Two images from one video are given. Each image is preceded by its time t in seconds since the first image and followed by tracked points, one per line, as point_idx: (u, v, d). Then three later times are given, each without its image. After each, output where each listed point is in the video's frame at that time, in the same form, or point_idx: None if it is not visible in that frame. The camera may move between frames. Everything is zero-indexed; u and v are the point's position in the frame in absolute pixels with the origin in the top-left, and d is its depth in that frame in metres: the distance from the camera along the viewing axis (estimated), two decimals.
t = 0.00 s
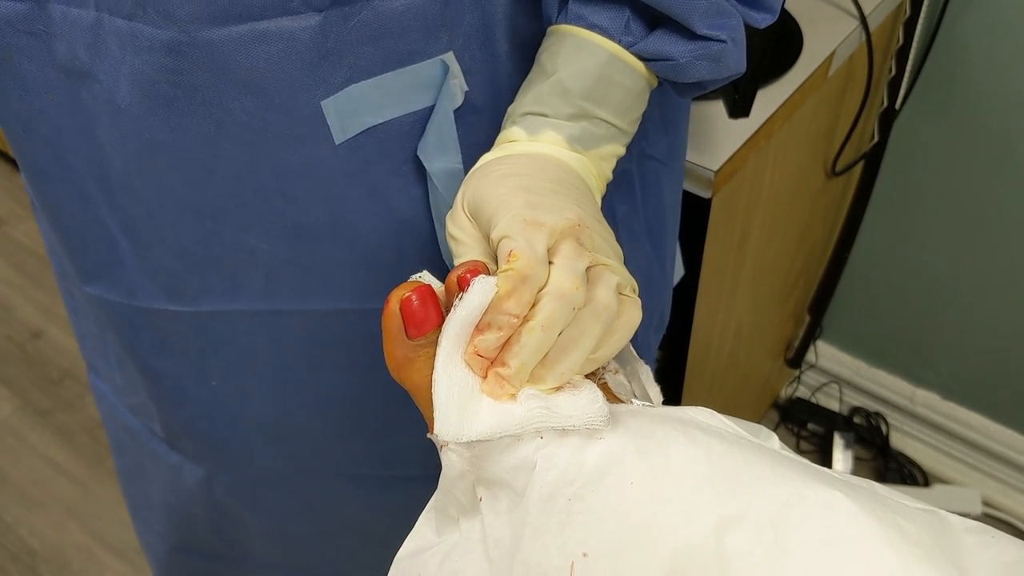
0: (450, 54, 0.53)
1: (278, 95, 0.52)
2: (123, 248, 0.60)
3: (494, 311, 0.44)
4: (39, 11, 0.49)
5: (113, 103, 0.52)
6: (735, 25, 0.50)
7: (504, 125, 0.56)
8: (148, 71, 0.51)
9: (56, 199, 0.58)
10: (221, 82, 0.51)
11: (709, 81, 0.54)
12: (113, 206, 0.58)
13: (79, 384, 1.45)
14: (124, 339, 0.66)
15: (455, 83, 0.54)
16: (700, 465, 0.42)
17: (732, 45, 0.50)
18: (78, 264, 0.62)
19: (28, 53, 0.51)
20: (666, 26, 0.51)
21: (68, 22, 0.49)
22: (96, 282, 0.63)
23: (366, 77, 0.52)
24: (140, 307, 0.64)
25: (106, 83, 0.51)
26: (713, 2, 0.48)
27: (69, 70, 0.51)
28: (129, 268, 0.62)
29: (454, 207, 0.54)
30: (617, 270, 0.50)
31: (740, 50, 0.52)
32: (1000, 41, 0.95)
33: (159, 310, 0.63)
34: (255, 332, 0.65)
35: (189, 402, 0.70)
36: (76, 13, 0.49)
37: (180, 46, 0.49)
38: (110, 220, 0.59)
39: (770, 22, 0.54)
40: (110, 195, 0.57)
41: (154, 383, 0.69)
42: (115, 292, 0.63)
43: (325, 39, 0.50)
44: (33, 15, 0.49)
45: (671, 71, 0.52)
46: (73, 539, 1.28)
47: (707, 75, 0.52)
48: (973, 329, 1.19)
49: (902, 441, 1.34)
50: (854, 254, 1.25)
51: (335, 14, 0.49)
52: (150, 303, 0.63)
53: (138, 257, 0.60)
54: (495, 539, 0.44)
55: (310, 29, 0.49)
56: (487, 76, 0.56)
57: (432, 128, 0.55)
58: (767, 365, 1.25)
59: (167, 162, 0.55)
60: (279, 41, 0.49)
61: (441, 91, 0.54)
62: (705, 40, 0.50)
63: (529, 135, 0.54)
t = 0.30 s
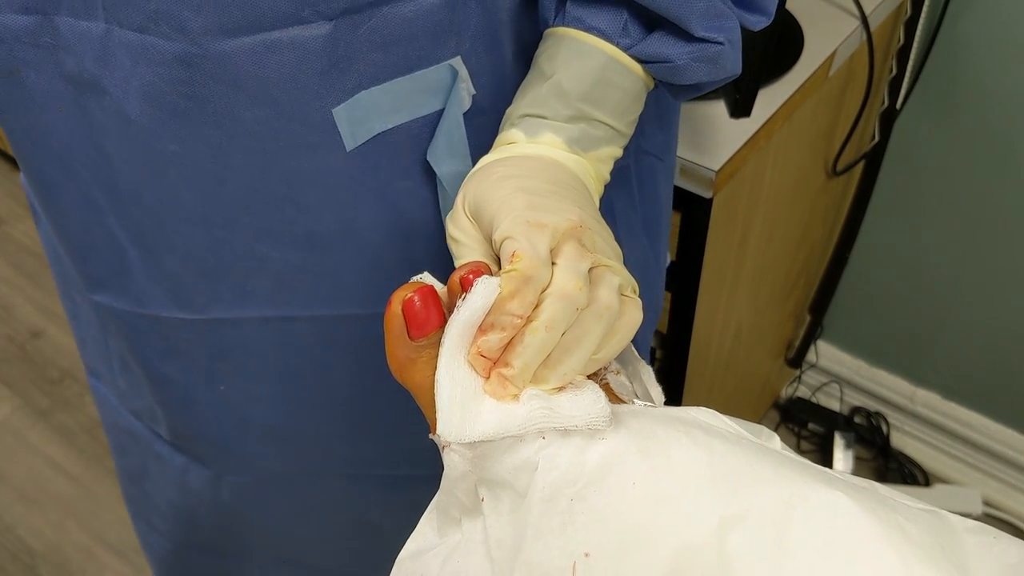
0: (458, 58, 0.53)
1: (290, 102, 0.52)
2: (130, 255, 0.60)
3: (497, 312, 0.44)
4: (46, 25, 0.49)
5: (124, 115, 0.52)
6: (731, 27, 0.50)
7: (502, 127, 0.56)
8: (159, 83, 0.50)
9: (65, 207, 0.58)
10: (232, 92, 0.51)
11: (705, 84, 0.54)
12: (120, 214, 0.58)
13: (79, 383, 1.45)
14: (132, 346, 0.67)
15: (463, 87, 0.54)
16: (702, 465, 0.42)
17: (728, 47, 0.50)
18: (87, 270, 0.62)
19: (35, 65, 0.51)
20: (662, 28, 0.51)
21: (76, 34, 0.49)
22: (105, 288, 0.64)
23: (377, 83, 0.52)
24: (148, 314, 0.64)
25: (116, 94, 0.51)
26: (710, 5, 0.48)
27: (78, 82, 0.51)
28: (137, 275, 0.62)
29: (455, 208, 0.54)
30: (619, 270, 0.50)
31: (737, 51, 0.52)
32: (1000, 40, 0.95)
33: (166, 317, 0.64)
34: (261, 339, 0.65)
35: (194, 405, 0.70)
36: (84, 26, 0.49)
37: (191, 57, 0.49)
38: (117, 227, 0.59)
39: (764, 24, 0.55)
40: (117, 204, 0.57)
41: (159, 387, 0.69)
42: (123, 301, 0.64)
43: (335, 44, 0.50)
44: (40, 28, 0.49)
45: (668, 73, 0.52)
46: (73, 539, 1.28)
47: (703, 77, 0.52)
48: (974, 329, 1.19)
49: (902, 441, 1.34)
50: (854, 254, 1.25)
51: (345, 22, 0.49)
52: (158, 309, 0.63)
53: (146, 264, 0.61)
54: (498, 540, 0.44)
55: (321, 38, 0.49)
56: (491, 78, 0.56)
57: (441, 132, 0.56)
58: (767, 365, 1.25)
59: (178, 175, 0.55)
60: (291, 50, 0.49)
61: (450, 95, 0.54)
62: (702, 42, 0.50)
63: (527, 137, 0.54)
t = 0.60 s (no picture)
0: (463, 59, 0.54)
1: (299, 109, 0.52)
2: (134, 263, 0.60)
3: (493, 309, 0.44)
4: (47, 34, 0.48)
5: (128, 124, 0.52)
6: (727, 25, 0.50)
7: (497, 125, 0.56)
8: (166, 91, 0.50)
9: (63, 217, 0.58)
10: (240, 99, 0.51)
11: (700, 82, 0.54)
12: (124, 223, 0.57)
13: (77, 383, 1.45)
14: (136, 353, 0.66)
15: (468, 88, 0.55)
16: (700, 464, 0.42)
17: (723, 45, 0.50)
18: (86, 279, 0.62)
19: (36, 76, 0.50)
20: (657, 26, 0.51)
21: (78, 43, 0.48)
22: (107, 297, 0.63)
23: (384, 86, 0.52)
24: (152, 321, 0.63)
25: (121, 103, 0.51)
26: (706, 3, 0.48)
27: (80, 91, 0.50)
28: (141, 283, 0.61)
29: (451, 206, 0.54)
30: (616, 268, 0.50)
31: (731, 50, 0.52)
32: (1000, 38, 0.95)
33: (171, 323, 0.63)
34: (263, 341, 0.64)
35: (193, 409, 0.69)
36: (87, 35, 0.48)
37: (199, 65, 0.49)
38: (119, 235, 0.58)
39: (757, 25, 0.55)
40: (119, 211, 0.57)
41: (159, 391, 0.68)
42: (127, 308, 0.63)
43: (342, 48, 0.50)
44: (41, 37, 0.48)
45: (663, 72, 0.52)
46: (71, 538, 1.28)
47: (698, 75, 0.52)
48: (976, 327, 1.18)
49: (901, 440, 1.34)
50: (853, 253, 1.25)
51: (352, 26, 0.49)
52: (162, 316, 0.63)
53: (150, 272, 0.60)
54: (494, 539, 0.44)
55: (328, 42, 0.49)
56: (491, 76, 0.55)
57: (447, 132, 0.56)
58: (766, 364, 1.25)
59: (183, 182, 0.54)
60: (298, 56, 0.49)
61: (455, 96, 0.55)
62: (697, 40, 0.50)
63: (523, 135, 0.54)
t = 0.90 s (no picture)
0: (476, 70, 0.55)
1: (321, 125, 0.52)
2: (149, 280, 0.59)
3: (492, 317, 0.43)
4: (67, 53, 0.48)
5: (146, 141, 0.51)
6: (716, 36, 0.52)
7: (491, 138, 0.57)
8: (188, 110, 0.50)
9: (74, 236, 0.57)
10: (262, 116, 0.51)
11: (689, 92, 0.55)
12: (140, 240, 0.57)
13: (77, 383, 1.45)
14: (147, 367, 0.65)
15: (481, 98, 0.57)
16: (699, 471, 0.42)
17: (713, 56, 0.52)
18: (96, 297, 0.61)
19: (55, 93, 0.49)
20: (647, 37, 0.53)
21: (97, 60, 0.48)
22: (118, 316, 0.62)
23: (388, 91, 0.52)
24: (166, 337, 0.62)
25: (139, 120, 0.50)
26: (696, 13, 0.50)
27: (98, 110, 0.50)
28: (155, 299, 0.61)
29: (448, 213, 0.54)
30: (614, 275, 0.50)
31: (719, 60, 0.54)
32: (1000, 39, 0.95)
33: (184, 339, 0.62)
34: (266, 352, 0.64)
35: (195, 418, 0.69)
36: (108, 53, 0.48)
37: (223, 84, 0.49)
38: (132, 252, 0.58)
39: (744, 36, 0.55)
40: (134, 228, 0.56)
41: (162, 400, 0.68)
42: (139, 325, 0.62)
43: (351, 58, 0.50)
44: (59, 56, 0.48)
45: (653, 81, 0.54)
46: (71, 539, 1.28)
47: (688, 85, 0.54)
48: (975, 328, 1.18)
49: (901, 441, 1.33)
50: (853, 254, 1.25)
51: (369, 40, 0.50)
52: (176, 332, 0.62)
53: (165, 289, 0.60)
54: (493, 546, 0.44)
55: (345, 57, 0.50)
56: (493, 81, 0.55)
57: (461, 140, 0.58)
58: (765, 365, 1.25)
59: (201, 198, 0.54)
60: (317, 73, 0.50)
61: (467, 106, 0.57)
62: (687, 50, 0.52)
63: (518, 146, 0.55)
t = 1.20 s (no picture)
0: (503, 76, 0.58)
1: (368, 138, 0.53)
2: (183, 300, 0.60)
3: (507, 318, 0.44)
4: (110, 76, 0.49)
5: (188, 159, 0.52)
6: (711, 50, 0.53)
7: (490, 151, 0.57)
8: (237, 130, 0.51)
9: (106, 258, 0.57)
10: (306, 132, 0.51)
11: (679, 105, 0.57)
12: (178, 258, 0.57)
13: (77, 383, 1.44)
14: (167, 383, 0.65)
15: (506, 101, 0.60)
16: (711, 475, 0.42)
17: (708, 69, 0.53)
18: (124, 319, 0.62)
19: (94, 119, 0.50)
20: (644, 49, 0.54)
21: (143, 82, 0.49)
22: (148, 339, 0.63)
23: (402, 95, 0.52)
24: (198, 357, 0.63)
25: (184, 140, 0.51)
26: (692, 28, 0.51)
27: (141, 130, 0.51)
28: (189, 321, 0.61)
29: (454, 217, 0.54)
30: (622, 279, 0.50)
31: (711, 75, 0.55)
32: (1002, 41, 0.95)
33: (217, 357, 0.63)
34: (275, 356, 0.63)
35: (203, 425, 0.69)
36: (154, 75, 0.49)
37: (275, 103, 0.50)
38: (168, 271, 0.58)
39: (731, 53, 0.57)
40: (175, 247, 0.57)
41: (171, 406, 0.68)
42: (170, 346, 0.63)
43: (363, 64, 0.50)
44: (103, 81, 0.49)
45: (648, 93, 0.55)
46: (73, 539, 1.27)
47: (681, 98, 0.55)
48: (977, 329, 1.18)
49: (903, 442, 1.34)
50: (855, 255, 1.25)
51: (415, 51, 0.51)
52: (209, 351, 0.63)
53: (201, 307, 0.60)
54: (504, 549, 0.44)
55: (393, 70, 0.51)
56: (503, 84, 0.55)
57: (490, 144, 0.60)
58: (767, 365, 1.25)
59: (243, 211, 0.54)
60: (369, 85, 0.51)
61: (494, 111, 0.59)
62: (683, 63, 0.53)
63: (521, 156, 0.55)
